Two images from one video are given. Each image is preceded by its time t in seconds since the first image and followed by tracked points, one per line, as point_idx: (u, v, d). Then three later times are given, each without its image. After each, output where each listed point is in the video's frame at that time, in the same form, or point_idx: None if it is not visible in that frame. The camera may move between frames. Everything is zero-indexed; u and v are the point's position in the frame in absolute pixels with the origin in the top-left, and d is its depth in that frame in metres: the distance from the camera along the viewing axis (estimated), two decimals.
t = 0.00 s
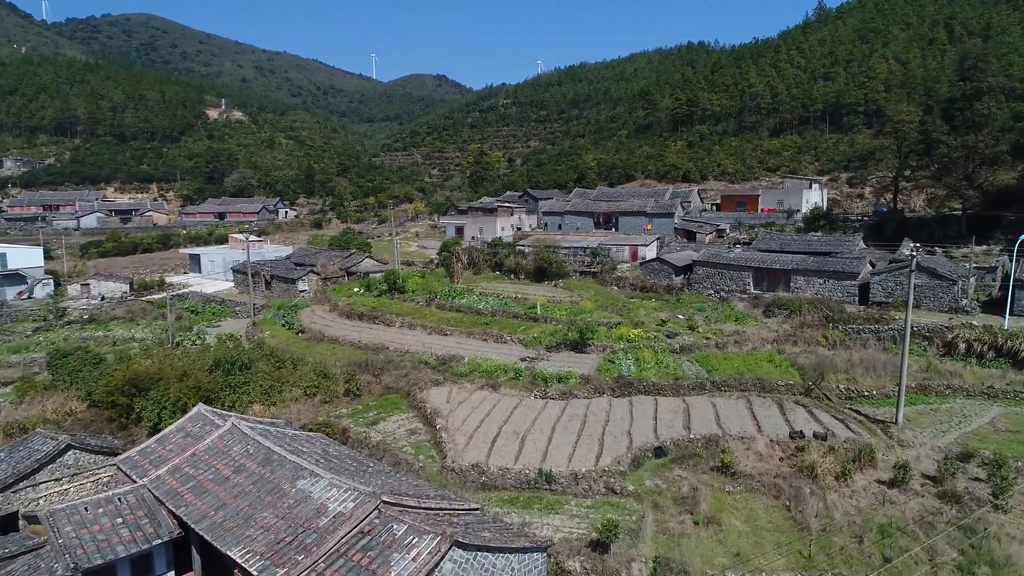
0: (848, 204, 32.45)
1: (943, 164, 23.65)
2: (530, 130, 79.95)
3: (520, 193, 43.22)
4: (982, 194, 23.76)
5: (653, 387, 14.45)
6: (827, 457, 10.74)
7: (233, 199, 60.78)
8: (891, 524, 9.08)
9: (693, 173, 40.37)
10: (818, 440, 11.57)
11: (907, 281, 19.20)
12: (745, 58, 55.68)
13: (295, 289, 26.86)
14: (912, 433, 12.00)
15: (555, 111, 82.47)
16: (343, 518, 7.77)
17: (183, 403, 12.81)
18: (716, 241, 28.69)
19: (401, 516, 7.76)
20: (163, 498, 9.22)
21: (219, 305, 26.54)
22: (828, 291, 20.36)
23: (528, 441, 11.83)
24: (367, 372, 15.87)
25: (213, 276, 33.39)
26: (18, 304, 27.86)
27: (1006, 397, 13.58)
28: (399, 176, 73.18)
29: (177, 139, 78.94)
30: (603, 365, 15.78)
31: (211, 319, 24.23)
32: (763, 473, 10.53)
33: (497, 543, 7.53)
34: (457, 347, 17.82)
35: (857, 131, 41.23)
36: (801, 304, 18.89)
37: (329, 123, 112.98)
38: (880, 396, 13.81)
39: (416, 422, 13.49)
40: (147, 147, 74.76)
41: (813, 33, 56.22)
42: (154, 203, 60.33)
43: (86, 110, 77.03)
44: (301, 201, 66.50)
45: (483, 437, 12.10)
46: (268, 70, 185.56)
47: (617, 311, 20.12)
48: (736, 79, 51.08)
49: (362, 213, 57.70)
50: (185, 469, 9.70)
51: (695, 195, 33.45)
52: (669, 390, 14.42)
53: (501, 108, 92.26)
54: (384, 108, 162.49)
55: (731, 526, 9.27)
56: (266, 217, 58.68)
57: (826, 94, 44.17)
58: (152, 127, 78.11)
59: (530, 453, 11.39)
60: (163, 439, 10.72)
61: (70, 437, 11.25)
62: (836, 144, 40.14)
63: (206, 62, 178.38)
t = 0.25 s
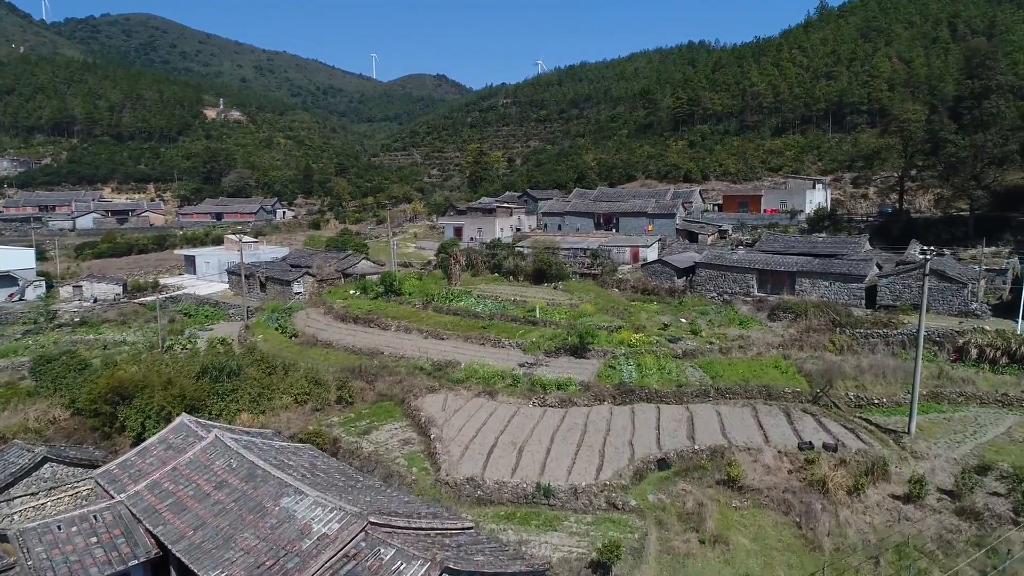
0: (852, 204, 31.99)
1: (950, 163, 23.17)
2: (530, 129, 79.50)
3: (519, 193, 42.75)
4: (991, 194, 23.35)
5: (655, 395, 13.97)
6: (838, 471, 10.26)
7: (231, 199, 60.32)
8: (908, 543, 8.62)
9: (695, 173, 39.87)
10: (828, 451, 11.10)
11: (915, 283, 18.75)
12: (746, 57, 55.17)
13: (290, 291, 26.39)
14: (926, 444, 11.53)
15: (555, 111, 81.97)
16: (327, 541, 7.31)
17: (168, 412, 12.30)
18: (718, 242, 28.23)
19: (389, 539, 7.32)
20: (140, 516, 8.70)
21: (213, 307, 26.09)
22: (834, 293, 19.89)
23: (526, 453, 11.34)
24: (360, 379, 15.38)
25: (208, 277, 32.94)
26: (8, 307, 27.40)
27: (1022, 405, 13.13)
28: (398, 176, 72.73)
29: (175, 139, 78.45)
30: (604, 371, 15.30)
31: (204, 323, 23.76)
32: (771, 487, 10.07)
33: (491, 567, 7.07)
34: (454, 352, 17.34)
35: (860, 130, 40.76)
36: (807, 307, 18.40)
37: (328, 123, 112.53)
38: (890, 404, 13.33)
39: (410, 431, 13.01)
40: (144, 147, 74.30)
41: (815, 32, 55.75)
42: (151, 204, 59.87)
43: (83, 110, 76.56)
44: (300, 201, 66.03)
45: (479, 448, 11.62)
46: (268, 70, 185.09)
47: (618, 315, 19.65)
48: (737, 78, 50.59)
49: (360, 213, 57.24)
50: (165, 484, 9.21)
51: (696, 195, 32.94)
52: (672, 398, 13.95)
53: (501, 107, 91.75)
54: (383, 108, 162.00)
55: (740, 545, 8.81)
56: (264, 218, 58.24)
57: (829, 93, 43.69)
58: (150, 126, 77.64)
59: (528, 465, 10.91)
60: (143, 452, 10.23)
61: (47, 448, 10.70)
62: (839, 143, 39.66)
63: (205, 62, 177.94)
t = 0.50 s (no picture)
0: (856, 204, 31.50)
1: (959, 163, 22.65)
2: (530, 129, 78.97)
3: (519, 194, 42.24)
4: (1001, 194, 22.84)
5: (658, 403, 13.46)
6: (852, 486, 9.76)
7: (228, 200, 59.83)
8: (929, 566, 8.12)
9: (696, 173, 39.36)
10: (840, 464, 10.60)
11: (924, 287, 18.26)
12: (748, 56, 54.66)
13: (284, 293, 25.90)
14: (942, 457, 11.03)
15: (555, 110, 81.44)
16: (309, 569, 6.81)
17: (149, 423, 11.75)
18: (721, 243, 27.74)
19: (375, 567, 6.81)
20: (113, 537, 8.16)
21: (206, 310, 25.58)
22: (840, 297, 19.41)
23: (524, 467, 10.83)
24: (353, 386, 14.88)
25: (202, 279, 32.46)
26: None
27: None
28: (397, 176, 72.21)
29: (172, 139, 77.94)
30: (605, 377, 14.80)
31: (196, 326, 23.25)
32: (781, 504, 9.56)
33: None
34: (450, 358, 16.83)
35: (864, 130, 40.25)
36: (814, 310, 17.88)
37: (327, 123, 112.02)
38: (903, 413, 12.83)
39: (403, 442, 12.50)
40: (141, 147, 73.80)
41: (818, 30, 55.20)
42: (147, 204, 59.37)
43: (80, 110, 76.04)
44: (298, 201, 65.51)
45: (475, 461, 11.12)
46: (267, 69, 184.47)
47: (619, 318, 19.15)
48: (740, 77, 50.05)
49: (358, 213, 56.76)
50: (141, 502, 8.68)
51: (698, 195, 32.45)
52: (676, 406, 13.44)
53: (501, 107, 91.21)
54: (383, 108, 161.42)
55: (750, 567, 8.31)
56: (262, 218, 57.78)
57: (832, 92, 43.18)
58: (147, 126, 77.12)
59: (525, 480, 10.41)
60: (120, 466, 9.71)
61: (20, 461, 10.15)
62: (843, 143, 39.14)
63: (204, 62, 177.37)
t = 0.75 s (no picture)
0: (861, 205, 30.95)
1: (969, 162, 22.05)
2: (530, 129, 78.42)
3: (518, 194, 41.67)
4: (1012, 194, 22.25)
5: (662, 413, 12.91)
6: (869, 505, 9.21)
7: (225, 200, 59.28)
8: None
9: (698, 172, 38.79)
10: (855, 480, 10.05)
11: (935, 289, 17.70)
12: (750, 54, 54.09)
13: (278, 295, 25.34)
14: (962, 472, 10.48)
15: (555, 110, 80.86)
16: None
17: (128, 436, 11.17)
18: (724, 244, 27.20)
19: None
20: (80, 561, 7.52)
21: (198, 313, 25.03)
22: (848, 300, 18.87)
23: (521, 482, 10.27)
24: (345, 394, 14.33)
25: (196, 280, 31.93)
26: None
27: None
28: (395, 176, 71.65)
29: (169, 138, 77.37)
30: (606, 385, 14.25)
31: (186, 330, 22.67)
32: (794, 524, 9.01)
33: None
34: (446, 364, 16.27)
35: (868, 129, 39.69)
36: (822, 314, 17.33)
37: (326, 123, 111.51)
38: (918, 424, 12.27)
39: (395, 454, 11.95)
40: (138, 147, 73.24)
41: (820, 28, 54.64)
42: (143, 204, 58.82)
43: (77, 109, 75.41)
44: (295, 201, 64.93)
45: (470, 475, 10.57)
46: (266, 69, 183.81)
47: (621, 322, 18.58)
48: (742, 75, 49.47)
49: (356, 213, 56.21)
50: (112, 524, 8.09)
51: (701, 195, 31.90)
52: (680, 416, 12.89)
53: (501, 106, 90.60)
54: (383, 107, 160.79)
55: None
56: (259, 219, 57.25)
57: (836, 90, 42.61)
58: (144, 125, 76.52)
59: (522, 497, 9.84)
60: (93, 483, 9.12)
61: None
62: (846, 143, 38.59)
63: (203, 61, 176.74)
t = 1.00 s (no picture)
0: (867, 205, 30.35)
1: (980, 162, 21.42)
2: (530, 128, 77.79)
3: (518, 193, 41.08)
4: None
5: (666, 425, 12.31)
6: (889, 528, 8.61)
7: (221, 200, 58.69)
8: None
9: (700, 172, 38.17)
10: (874, 499, 9.44)
11: (948, 293, 17.09)
12: (752, 52, 53.47)
13: (271, 298, 24.75)
14: (985, 490, 9.89)
15: (555, 109, 80.22)
16: None
17: (102, 451, 10.55)
18: (727, 245, 26.63)
19: None
20: None
21: (189, 316, 24.44)
22: (857, 304, 18.30)
23: (518, 502, 9.66)
24: (335, 404, 13.73)
25: (189, 282, 31.36)
26: None
27: None
28: (394, 176, 71.05)
29: (166, 138, 76.76)
30: (607, 394, 13.65)
31: (176, 334, 22.10)
32: (811, 549, 8.39)
33: None
34: (441, 371, 15.67)
35: (873, 128, 39.07)
36: (831, 318, 16.74)
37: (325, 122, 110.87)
38: (936, 436, 11.69)
39: (386, 468, 11.36)
40: (135, 146, 72.64)
41: (824, 26, 53.98)
42: (139, 204, 58.21)
43: (73, 108, 74.78)
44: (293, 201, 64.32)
45: (463, 494, 9.98)
46: (266, 68, 183.14)
47: (623, 327, 17.98)
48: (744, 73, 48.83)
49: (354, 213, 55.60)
50: (74, 553, 7.34)
51: (703, 195, 31.31)
52: (686, 428, 12.29)
53: (500, 105, 89.95)
54: (383, 107, 160.11)
55: None
56: (256, 219, 56.66)
57: (840, 89, 41.98)
58: (140, 125, 75.88)
59: (519, 518, 9.24)
60: (60, 505, 8.37)
61: None
62: (851, 142, 37.97)
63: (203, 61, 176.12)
